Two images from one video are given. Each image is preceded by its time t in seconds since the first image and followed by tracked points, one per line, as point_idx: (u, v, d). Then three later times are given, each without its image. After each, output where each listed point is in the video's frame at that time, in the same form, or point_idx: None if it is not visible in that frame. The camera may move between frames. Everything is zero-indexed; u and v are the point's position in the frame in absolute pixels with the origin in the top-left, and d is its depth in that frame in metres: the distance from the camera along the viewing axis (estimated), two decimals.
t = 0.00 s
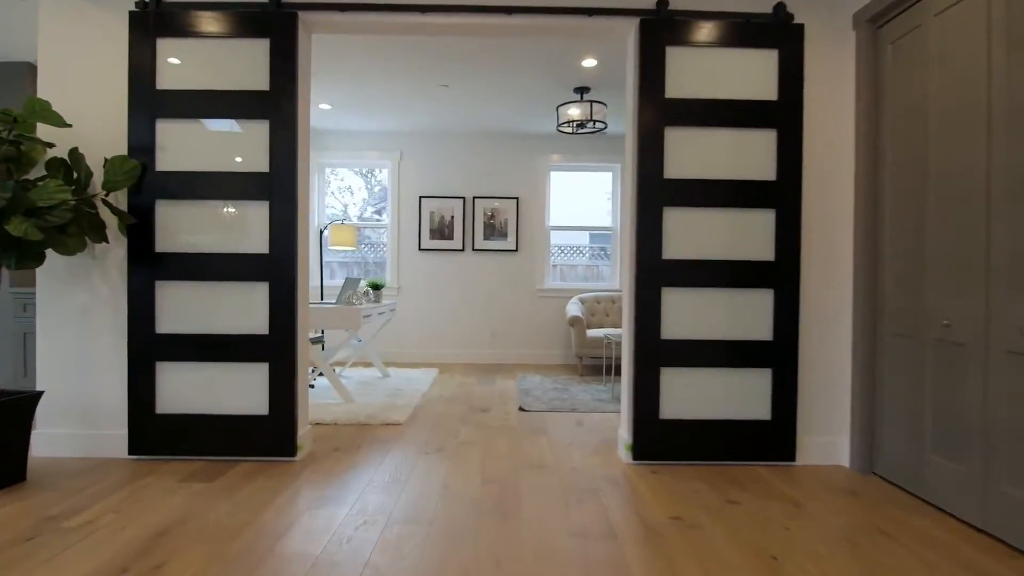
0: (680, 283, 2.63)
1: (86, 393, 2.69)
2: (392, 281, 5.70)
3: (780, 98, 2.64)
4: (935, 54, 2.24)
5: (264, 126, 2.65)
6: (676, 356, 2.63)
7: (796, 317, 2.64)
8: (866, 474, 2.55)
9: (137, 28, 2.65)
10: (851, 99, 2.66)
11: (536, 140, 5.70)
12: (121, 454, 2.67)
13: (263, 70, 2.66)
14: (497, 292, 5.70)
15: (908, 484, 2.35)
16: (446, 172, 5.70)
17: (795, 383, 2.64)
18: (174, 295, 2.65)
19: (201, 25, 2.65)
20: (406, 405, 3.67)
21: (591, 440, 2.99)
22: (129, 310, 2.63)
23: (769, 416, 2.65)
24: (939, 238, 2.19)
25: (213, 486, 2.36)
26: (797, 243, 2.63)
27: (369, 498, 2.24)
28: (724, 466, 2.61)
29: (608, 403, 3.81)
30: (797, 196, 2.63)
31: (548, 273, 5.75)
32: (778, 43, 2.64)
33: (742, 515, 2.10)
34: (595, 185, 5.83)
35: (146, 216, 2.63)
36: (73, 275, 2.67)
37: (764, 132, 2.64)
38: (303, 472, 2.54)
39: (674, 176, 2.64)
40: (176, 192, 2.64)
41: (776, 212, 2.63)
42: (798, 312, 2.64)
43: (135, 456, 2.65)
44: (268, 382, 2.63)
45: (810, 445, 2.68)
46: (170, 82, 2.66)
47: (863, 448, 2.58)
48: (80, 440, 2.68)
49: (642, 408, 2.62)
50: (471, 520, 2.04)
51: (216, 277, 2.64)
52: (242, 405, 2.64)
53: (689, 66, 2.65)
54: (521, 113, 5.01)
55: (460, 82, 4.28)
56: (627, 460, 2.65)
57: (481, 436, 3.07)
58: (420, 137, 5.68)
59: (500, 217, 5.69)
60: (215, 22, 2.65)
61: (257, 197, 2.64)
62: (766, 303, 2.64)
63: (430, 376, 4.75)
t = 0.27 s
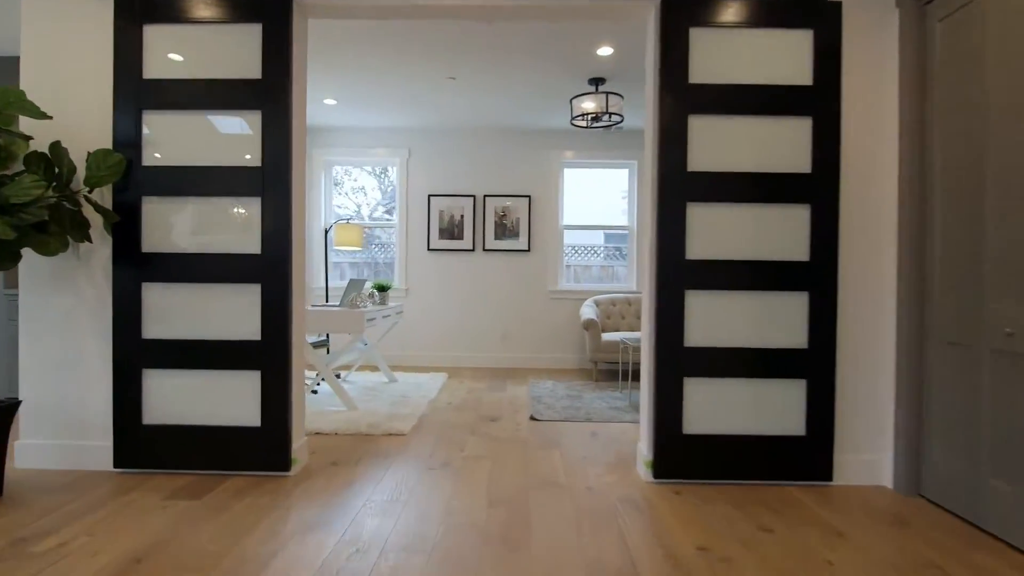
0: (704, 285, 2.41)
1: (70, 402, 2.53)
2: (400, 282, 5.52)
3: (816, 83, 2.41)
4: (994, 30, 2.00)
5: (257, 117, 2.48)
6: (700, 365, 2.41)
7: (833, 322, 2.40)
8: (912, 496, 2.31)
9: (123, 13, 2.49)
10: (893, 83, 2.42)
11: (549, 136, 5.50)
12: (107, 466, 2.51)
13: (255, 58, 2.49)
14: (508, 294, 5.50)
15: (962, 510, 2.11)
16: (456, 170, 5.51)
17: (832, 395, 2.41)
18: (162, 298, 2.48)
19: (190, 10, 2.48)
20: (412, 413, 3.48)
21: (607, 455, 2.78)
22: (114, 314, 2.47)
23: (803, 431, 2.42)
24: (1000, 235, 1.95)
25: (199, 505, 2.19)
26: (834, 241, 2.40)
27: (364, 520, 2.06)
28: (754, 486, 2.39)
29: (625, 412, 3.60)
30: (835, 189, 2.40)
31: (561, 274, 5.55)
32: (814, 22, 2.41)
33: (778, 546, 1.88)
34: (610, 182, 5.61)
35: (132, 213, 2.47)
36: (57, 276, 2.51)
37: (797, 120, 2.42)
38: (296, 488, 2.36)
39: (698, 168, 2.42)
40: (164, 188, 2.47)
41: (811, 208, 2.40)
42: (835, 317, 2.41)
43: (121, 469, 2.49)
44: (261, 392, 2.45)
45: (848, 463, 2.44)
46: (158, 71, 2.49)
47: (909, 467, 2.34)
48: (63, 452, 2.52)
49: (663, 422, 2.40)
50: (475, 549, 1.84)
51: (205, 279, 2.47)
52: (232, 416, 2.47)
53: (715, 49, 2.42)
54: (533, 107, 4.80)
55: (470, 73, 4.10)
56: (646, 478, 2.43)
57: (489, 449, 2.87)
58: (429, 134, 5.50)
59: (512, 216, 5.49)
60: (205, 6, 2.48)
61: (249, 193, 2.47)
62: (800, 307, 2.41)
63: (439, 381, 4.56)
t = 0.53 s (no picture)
0: (733, 285, 2.20)
1: (53, 408, 2.38)
2: (410, 282, 5.35)
3: (857, 61, 2.19)
4: None
5: (249, 105, 2.32)
6: (729, 372, 2.20)
7: (877, 326, 2.18)
8: (967, 519, 2.08)
9: None
10: (945, 62, 2.19)
11: (563, 130, 5.30)
12: (92, 477, 2.37)
13: (248, 41, 2.32)
14: (521, 294, 5.31)
15: None
16: (468, 166, 5.34)
17: (875, 406, 2.19)
18: (150, 298, 2.33)
19: None
20: (418, 419, 3.30)
21: (626, 468, 2.57)
22: (100, 315, 2.33)
23: (843, 446, 2.20)
24: None
25: (184, 521, 2.02)
26: (878, 237, 2.17)
27: (360, 541, 1.88)
28: (788, 506, 2.18)
29: (644, 420, 3.39)
30: (878, 179, 2.18)
31: (576, 274, 5.34)
32: None
33: None
34: (627, 178, 5.40)
35: (119, 208, 2.32)
36: (40, 275, 2.37)
37: (837, 103, 2.20)
38: (290, 503, 2.19)
39: (727, 157, 2.21)
40: (151, 181, 2.32)
41: (852, 200, 2.18)
42: (879, 320, 2.18)
43: (106, 480, 2.34)
44: (254, 400, 2.29)
45: (893, 481, 2.21)
46: (146, 57, 2.34)
47: (964, 487, 2.11)
48: (46, 461, 2.38)
49: (688, 434, 2.19)
50: None
51: (195, 279, 2.31)
52: (224, 424, 2.31)
53: (745, 26, 2.21)
54: (547, 98, 4.61)
55: (480, 62, 3.91)
56: (669, 496, 2.23)
57: (498, 460, 2.68)
58: (440, 129, 5.34)
59: (525, 213, 5.30)
60: None
61: (242, 186, 2.31)
62: (839, 309, 2.20)
63: (449, 385, 4.39)
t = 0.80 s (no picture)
0: (777, 284, 1.94)
1: (31, 417, 2.21)
2: (422, 282, 5.15)
3: (921, 28, 1.92)
4: None
5: (239, 88, 2.12)
6: (771, 382, 1.94)
7: (944, 330, 1.90)
8: None
9: None
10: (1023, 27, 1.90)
11: (582, 122, 5.06)
12: (72, 492, 2.19)
13: (237, 17, 2.12)
14: (538, 294, 5.08)
15: None
16: (483, 160, 5.12)
17: (942, 423, 1.91)
18: (133, 299, 2.15)
19: None
20: (426, 428, 3.08)
21: (653, 487, 2.33)
22: (80, 317, 2.15)
23: (904, 468, 1.93)
24: None
25: (163, 545, 1.83)
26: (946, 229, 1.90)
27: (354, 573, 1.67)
28: (840, 536, 1.91)
29: (671, 431, 3.13)
30: (946, 163, 1.90)
31: (596, 273, 5.09)
32: None
33: None
34: (650, 172, 5.13)
35: (100, 201, 2.14)
36: (18, 273, 2.21)
37: (896, 76, 1.93)
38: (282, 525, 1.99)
39: (769, 139, 1.95)
40: (135, 171, 2.14)
41: (914, 187, 1.91)
42: (947, 324, 1.90)
43: (87, 495, 2.16)
44: (243, 410, 2.09)
45: (963, 509, 1.93)
46: (128, 37, 2.16)
47: None
48: (25, 474, 2.21)
49: (725, 453, 1.94)
50: None
51: (181, 278, 2.12)
52: (211, 436, 2.11)
53: None
54: (565, 88, 4.36)
55: (495, 48, 3.68)
56: (703, 522, 1.98)
57: (512, 476, 2.45)
58: (453, 122, 5.13)
59: (543, 209, 5.06)
60: None
61: (231, 176, 2.11)
62: (899, 312, 1.92)
63: (462, 389, 4.18)
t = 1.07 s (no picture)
0: (821, 286, 1.72)
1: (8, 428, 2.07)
2: (433, 283, 4.98)
3: None
4: None
5: (225, 73, 1.95)
6: (812, 397, 1.73)
7: (1013, 339, 1.67)
8: None
9: None
10: None
11: (598, 116, 4.84)
12: (50, 508, 2.04)
13: None
14: (552, 296, 4.88)
15: None
16: (496, 157, 4.93)
17: (1010, 445, 1.68)
18: (114, 301, 2.00)
19: None
20: (433, 439, 2.90)
21: (677, 509, 2.12)
22: (58, 321, 2.00)
23: (964, 495, 1.70)
24: None
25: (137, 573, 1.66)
26: (1017, 224, 1.66)
27: None
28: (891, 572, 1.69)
29: (694, 443, 2.91)
30: (1016, 148, 1.66)
31: (613, 274, 4.87)
32: None
33: None
34: (669, 168, 4.90)
35: (79, 196, 2.00)
36: None
37: (957, 50, 1.70)
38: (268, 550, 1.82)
39: (810, 122, 1.73)
40: (116, 164, 1.98)
41: (977, 176, 1.68)
42: (1016, 333, 1.67)
43: (65, 512, 2.01)
44: (229, 422, 1.93)
45: None
46: (109, 20, 2.01)
47: None
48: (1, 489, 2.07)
49: (759, 476, 1.73)
50: None
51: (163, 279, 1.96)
52: (195, 451, 1.95)
53: None
54: (580, 79, 4.15)
55: (506, 37, 3.48)
56: (735, 553, 1.77)
57: (522, 495, 2.25)
58: (465, 116, 4.95)
59: (557, 207, 4.86)
60: None
61: (216, 169, 1.95)
62: (960, 318, 1.70)
63: (473, 395, 3.99)
